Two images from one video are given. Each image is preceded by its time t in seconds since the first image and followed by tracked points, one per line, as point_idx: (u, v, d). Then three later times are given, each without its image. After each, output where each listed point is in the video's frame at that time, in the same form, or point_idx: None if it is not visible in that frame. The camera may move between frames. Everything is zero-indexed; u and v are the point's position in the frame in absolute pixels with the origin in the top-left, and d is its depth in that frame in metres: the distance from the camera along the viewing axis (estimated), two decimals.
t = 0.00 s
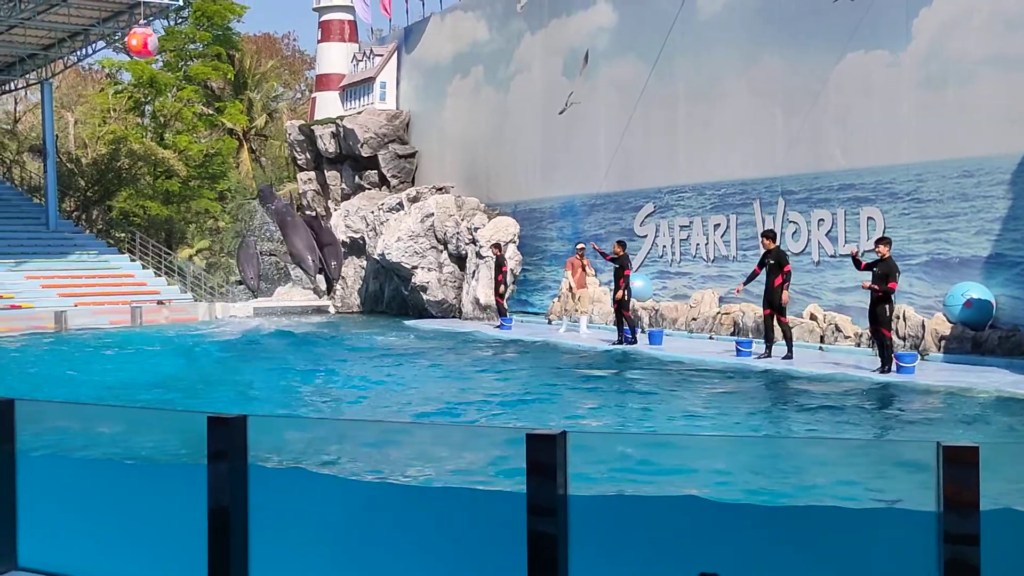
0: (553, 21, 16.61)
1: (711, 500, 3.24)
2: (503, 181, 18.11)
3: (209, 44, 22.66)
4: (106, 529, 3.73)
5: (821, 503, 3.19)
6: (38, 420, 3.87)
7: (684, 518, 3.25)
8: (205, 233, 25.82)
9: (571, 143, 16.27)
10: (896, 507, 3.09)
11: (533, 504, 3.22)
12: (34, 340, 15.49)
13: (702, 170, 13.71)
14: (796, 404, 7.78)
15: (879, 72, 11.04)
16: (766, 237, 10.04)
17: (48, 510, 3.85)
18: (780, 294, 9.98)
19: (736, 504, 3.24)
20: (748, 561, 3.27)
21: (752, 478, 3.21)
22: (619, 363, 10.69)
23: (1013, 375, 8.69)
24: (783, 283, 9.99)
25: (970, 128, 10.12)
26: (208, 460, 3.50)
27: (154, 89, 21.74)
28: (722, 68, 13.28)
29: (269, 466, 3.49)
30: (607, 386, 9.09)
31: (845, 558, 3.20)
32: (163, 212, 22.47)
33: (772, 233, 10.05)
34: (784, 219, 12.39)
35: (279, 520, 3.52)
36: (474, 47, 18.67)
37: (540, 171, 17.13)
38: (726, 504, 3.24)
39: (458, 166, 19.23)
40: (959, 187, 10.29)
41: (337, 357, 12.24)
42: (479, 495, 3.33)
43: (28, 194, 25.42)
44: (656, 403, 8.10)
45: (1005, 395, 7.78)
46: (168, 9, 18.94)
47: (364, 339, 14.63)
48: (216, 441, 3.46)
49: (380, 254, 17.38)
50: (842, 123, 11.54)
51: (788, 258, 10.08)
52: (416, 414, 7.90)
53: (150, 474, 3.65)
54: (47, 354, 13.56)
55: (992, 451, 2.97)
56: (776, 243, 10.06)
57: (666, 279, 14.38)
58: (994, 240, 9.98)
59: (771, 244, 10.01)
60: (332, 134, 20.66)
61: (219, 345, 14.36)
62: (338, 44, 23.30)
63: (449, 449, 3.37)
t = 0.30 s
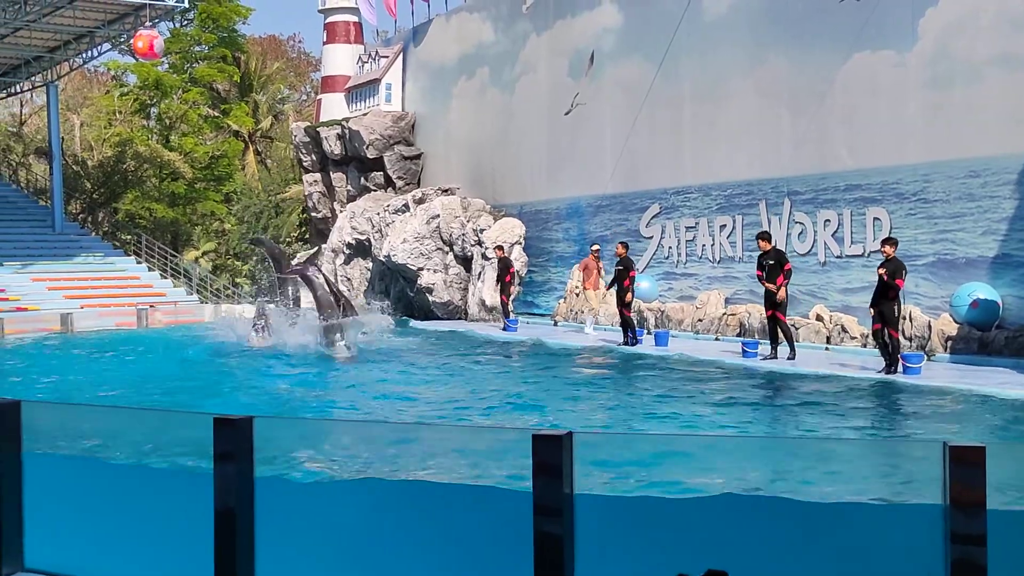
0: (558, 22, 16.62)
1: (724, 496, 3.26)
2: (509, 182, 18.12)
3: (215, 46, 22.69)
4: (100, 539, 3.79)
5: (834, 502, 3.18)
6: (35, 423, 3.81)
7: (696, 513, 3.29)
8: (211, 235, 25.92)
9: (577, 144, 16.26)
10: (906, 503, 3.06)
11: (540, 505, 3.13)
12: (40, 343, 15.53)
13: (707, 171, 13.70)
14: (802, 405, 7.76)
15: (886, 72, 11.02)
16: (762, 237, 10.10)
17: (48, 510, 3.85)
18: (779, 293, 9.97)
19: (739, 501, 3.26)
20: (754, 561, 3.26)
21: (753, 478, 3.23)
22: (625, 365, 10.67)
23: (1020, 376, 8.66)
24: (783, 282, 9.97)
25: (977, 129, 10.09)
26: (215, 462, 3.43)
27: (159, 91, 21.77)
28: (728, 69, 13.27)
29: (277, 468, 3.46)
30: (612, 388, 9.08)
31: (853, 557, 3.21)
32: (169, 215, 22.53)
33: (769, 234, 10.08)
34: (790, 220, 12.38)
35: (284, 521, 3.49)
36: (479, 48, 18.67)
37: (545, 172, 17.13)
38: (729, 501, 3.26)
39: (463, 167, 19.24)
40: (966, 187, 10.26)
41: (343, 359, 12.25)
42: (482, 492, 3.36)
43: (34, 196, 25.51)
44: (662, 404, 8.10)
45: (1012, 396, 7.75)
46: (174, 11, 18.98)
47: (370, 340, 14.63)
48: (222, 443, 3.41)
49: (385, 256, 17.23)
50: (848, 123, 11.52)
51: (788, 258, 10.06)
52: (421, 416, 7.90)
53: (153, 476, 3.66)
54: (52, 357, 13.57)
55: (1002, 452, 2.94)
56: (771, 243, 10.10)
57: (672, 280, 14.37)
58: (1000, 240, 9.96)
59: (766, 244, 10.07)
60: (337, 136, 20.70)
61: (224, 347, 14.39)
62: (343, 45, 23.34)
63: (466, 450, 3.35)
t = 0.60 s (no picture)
0: (561, 22, 16.62)
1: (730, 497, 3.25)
2: (512, 182, 18.12)
3: (219, 46, 22.71)
4: (101, 539, 3.78)
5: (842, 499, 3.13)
6: (38, 426, 3.83)
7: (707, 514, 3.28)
8: (216, 235, 25.99)
9: (581, 144, 16.26)
10: (913, 502, 3.06)
11: (544, 505, 3.19)
12: (44, 343, 15.56)
13: (712, 170, 13.69)
14: (806, 405, 7.75)
15: (890, 71, 11.00)
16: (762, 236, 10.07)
17: (50, 510, 3.87)
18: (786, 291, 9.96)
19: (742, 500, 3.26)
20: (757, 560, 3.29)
21: (765, 475, 3.18)
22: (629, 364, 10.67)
23: None
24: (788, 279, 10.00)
25: (982, 128, 10.07)
26: (220, 461, 3.48)
27: (164, 91, 21.82)
28: (731, 68, 13.28)
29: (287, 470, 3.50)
30: (617, 387, 9.08)
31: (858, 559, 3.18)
32: (173, 215, 22.58)
33: (769, 233, 10.04)
34: (794, 220, 12.37)
35: (290, 522, 3.49)
36: (483, 48, 18.67)
37: (549, 172, 17.13)
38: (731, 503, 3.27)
39: (467, 166, 19.24)
40: (971, 186, 10.24)
41: (347, 359, 12.26)
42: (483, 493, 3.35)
43: (39, 196, 25.57)
44: (666, 403, 8.09)
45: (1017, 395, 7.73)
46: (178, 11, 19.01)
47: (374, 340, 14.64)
48: (227, 443, 3.44)
49: (390, 257, 17.35)
50: (852, 122, 11.51)
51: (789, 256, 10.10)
52: (423, 415, 7.90)
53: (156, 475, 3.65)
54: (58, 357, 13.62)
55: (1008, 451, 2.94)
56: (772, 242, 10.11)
57: (676, 279, 14.35)
58: (1005, 239, 9.93)
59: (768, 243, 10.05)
60: (341, 136, 20.69)
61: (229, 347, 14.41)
62: (347, 45, 23.36)
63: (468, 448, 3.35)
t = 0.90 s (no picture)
0: (568, 21, 16.61)
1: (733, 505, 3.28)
2: (519, 181, 18.12)
3: (225, 46, 22.74)
4: (113, 538, 3.82)
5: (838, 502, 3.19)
6: (49, 424, 3.81)
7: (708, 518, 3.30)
8: (222, 234, 26.08)
9: (587, 143, 16.26)
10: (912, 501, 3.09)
11: (553, 505, 3.12)
12: (52, 343, 15.59)
13: (718, 169, 13.68)
14: (813, 402, 7.73)
15: (897, 69, 10.98)
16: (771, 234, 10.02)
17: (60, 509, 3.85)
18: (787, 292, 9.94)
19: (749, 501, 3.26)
20: (764, 561, 3.24)
21: (768, 474, 3.19)
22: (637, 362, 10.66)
23: None
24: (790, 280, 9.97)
25: (990, 126, 10.03)
26: (228, 460, 3.45)
27: (170, 91, 21.87)
28: (737, 67, 13.27)
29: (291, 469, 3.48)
30: (623, 385, 9.07)
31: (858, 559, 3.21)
32: (180, 214, 22.64)
33: (777, 232, 10.00)
34: (801, 218, 12.34)
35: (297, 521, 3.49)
36: (490, 47, 18.67)
37: (556, 171, 17.13)
38: (736, 503, 3.28)
39: (473, 165, 19.25)
40: (978, 183, 10.20)
41: (354, 358, 12.27)
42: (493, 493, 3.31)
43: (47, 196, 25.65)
44: (673, 401, 8.07)
45: None
46: (185, 11, 19.04)
47: (381, 339, 14.63)
48: (235, 443, 3.42)
49: (396, 255, 17.34)
50: (859, 121, 11.48)
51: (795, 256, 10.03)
52: (431, 414, 7.90)
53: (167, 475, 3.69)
54: (66, 356, 13.66)
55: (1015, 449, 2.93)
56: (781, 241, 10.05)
57: (683, 278, 14.33)
58: (1013, 236, 9.89)
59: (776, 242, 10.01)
60: (348, 135, 20.78)
61: (235, 346, 14.43)
62: (353, 45, 23.37)
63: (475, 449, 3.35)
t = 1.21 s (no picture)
0: (578, 23, 16.60)
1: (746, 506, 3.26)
2: (529, 184, 18.13)
3: (236, 49, 22.84)
4: (125, 537, 3.84)
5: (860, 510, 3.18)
6: (61, 422, 3.83)
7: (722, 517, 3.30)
8: (233, 237, 26.18)
9: (598, 145, 16.25)
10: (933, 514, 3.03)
11: (563, 507, 3.11)
12: (65, 345, 15.67)
13: (729, 171, 13.65)
14: (825, 404, 7.70)
15: (908, 70, 10.94)
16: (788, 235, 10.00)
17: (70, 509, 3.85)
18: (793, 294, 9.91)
19: (757, 502, 3.25)
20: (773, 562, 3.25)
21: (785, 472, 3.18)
22: (648, 364, 10.65)
23: None
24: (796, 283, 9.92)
25: (1001, 127, 9.98)
26: (239, 463, 3.45)
27: (182, 94, 21.95)
28: (748, 69, 13.23)
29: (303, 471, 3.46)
30: (634, 387, 9.05)
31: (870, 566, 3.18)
32: (192, 217, 22.74)
33: (792, 232, 9.96)
34: (813, 219, 12.30)
35: (308, 523, 3.49)
36: (500, 49, 18.68)
37: (566, 173, 17.12)
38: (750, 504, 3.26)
39: (484, 168, 19.28)
40: (990, 184, 10.14)
41: (365, 360, 12.30)
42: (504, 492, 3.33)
43: (59, 200, 25.80)
44: (684, 403, 8.05)
45: None
46: (196, 14, 19.14)
47: (393, 341, 14.66)
48: (247, 446, 3.42)
49: (407, 257, 17.35)
50: (870, 122, 11.44)
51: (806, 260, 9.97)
52: (442, 416, 7.90)
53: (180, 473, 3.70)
54: (79, 359, 13.75)
55: None
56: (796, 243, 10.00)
57: (694, 280, 14.30)
58: None
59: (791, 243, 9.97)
60: (359, 138, 20.87)
61: (247, 349, 14.47)
62: (364, 48, 23.42)
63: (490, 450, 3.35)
